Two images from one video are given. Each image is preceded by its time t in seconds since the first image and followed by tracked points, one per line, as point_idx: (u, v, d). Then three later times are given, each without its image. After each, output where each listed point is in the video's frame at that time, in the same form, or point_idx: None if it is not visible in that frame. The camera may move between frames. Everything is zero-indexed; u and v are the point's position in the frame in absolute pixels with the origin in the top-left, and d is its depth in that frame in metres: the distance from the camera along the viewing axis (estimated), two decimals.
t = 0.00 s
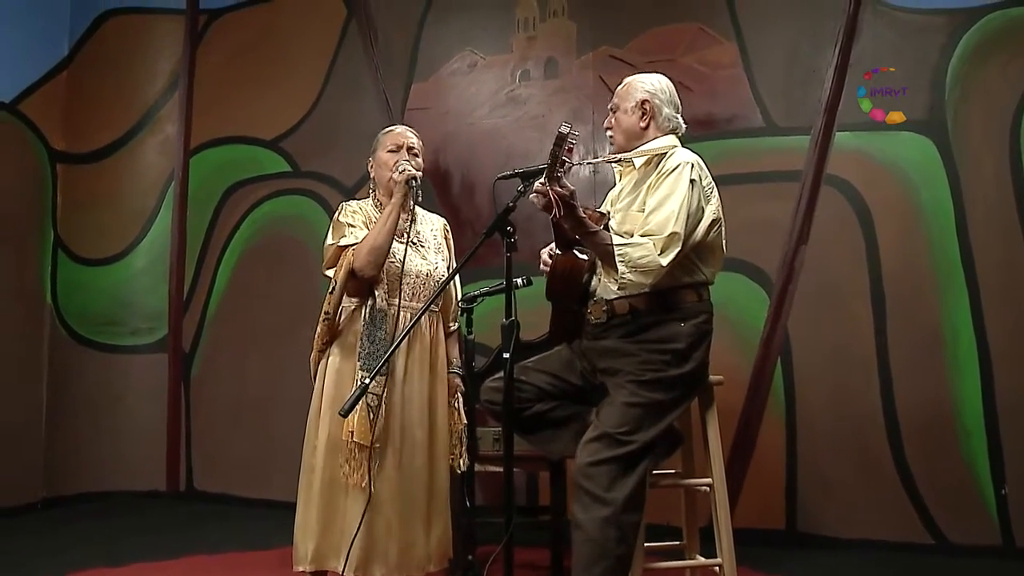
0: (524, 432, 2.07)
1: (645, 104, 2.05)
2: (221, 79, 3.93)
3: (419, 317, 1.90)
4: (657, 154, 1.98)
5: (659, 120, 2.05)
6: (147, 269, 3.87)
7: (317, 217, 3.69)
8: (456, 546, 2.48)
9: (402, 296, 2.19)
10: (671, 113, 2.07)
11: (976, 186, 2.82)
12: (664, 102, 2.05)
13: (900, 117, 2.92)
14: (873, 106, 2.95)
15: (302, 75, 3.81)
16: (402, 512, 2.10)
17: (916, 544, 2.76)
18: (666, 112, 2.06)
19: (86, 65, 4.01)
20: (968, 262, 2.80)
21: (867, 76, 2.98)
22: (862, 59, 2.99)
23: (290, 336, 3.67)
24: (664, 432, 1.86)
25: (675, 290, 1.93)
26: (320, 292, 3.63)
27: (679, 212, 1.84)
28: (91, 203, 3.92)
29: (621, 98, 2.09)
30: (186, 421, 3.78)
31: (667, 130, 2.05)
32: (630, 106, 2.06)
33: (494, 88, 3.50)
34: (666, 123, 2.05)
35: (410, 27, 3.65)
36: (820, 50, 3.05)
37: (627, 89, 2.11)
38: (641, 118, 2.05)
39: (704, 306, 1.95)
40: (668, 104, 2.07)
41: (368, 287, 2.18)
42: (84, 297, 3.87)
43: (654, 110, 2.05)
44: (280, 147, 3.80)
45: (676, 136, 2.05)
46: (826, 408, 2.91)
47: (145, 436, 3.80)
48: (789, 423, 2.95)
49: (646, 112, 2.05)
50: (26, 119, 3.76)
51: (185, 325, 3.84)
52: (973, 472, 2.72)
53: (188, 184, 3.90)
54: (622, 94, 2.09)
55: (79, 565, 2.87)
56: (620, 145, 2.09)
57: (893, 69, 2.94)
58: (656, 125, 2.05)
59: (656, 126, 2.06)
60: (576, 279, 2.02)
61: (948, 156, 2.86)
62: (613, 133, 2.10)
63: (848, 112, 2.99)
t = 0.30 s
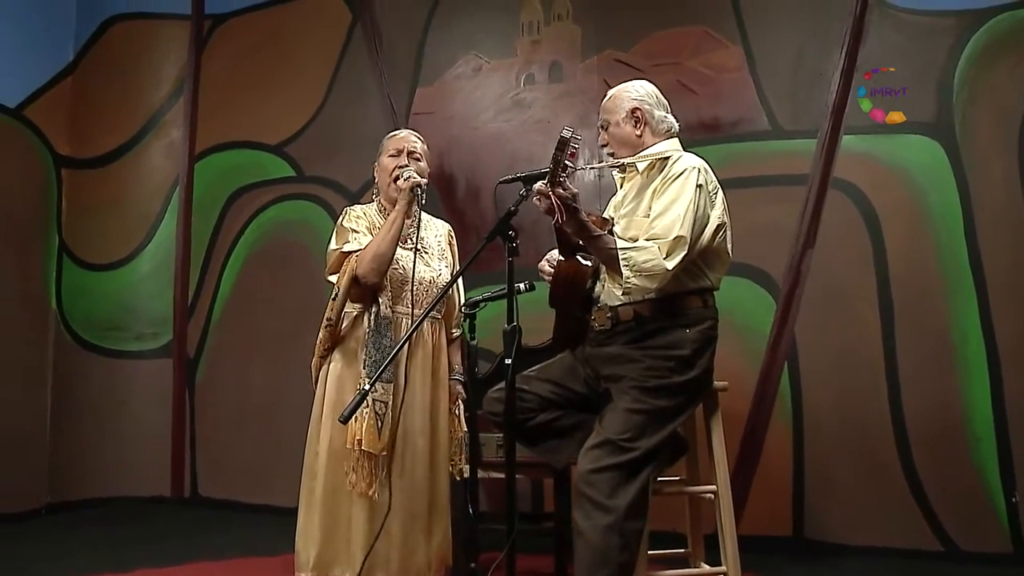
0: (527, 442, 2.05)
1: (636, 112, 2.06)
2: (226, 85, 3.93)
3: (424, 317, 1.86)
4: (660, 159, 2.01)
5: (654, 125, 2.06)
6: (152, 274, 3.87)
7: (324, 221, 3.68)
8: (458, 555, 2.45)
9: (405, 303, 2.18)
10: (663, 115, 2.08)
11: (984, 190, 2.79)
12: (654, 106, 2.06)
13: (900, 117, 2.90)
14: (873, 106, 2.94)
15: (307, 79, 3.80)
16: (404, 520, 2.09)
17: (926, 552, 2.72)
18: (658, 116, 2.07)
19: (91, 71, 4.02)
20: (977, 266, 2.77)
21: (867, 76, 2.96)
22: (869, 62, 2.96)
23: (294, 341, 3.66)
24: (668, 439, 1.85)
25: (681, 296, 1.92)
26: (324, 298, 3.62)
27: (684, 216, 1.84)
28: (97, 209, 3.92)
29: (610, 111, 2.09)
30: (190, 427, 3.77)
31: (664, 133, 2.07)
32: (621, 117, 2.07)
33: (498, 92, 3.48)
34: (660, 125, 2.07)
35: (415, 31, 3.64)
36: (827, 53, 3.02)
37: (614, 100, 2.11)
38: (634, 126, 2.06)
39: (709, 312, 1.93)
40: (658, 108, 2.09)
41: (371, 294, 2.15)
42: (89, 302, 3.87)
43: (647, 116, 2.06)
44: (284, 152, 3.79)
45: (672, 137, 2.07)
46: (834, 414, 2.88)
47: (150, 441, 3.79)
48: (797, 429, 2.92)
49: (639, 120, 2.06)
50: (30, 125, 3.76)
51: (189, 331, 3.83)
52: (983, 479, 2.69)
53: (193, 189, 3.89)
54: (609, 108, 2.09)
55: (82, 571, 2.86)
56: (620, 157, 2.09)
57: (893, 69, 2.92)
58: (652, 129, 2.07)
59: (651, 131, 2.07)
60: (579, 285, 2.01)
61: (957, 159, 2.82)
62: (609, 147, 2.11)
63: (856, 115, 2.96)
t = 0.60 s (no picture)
0: (530, 450, 2.02)
1: (635, 115, 2.05)
2: (231, 89, 3.93)
3: (427, 321, 1.85)
4: (664, 162, 2.01)
5: (654, 128, 2.06)
6: (157, 279, 3.87)
7: (329, 226, 3.67)
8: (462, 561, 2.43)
9: (406, 309, 2.16)
10: (663, 119, 2.08)
11: (994, 193, 2.76)
12: (654, 109, 2.06)
13: (901, 117, 2.88)
14: (873, 106, 2.92)
15: (312, 84, 3.80)
16: (405, 527, 2.08)
17: (935, 560, 2.69)
18: (657, 119, 2.07)
19: (97, 76, 4.03)
20: (987, 270, 2.74)
21: (867, 76, 2.94)
22: (877, 64, 2.93)
23: (298, 346, 3.65)
24: (673, 445, 1.82)
25: (687, 300, 1.90)
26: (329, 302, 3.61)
27: (688, 221, 1.82)
28: (102, 213, 3.93)
29: (608, 114, 2.08)
30: (195, 432, 3.76)
31: (664, 136, 2.07)
32: (620, 121, 2.06)
33: (503, 96, 3.47)
34: (661, 129, 2.07)
35: (420, 35, 3.63)
36: (834, 56, 3.00)
37: (612, 104, 2.10)
38: (634, 129, 2.06)
39: (715, 316, 1.91)
40: (657, 111, 2.09)
41: (372, 299, 2.14)
42: (94, 306, 3.88)
43: (646, 120, 2.06)
44: (290, 157, 3.79)
45: (674, 141, 2.07)
46: (842, 420, 2.85)
47: (155, 447, 3.79)
48: (804, 435, 2.89)
49: (639, 123, 2.05)
50: (35, 131, 3.77)
51: (195, 336, 3.83)
52: (993, 485, 2.65)
53: (198, 194, 3.89)
54: (609, 111, 2.08)
55: None
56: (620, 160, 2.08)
57: (893, 69, 2.91)
58: (652, 133, 2.06)
59: (651, 135, 2.06)
60: (581, 290, 1.98)
61: (966, 162, 2.80)
62: (609, 151, 2.10)
63: (863, 118, 2.93)
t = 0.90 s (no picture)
0: (532, 457, 2.01)
1: (640, 117, 2.04)
2: (238, 93, 3.93)
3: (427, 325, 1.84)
4: (668, 165, 1.98)
5: (658, 131, 2.05)
6: (163, 284, 3.87)
7: (333, 231, 3.66)
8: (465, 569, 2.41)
9: (409, 314, 2.14)
10: (667, 121, 2.07)
11: (1003, 196, 2.73)
12: (658, 111, 2.05)
13: (900, 117, 2.86)
14: (873, 106, 2.91)
15: (317, 88, 3.80)
16: (409, 534, 2.06)
17: (944, 567, 2.66)
18: (662, 122, 2.06)
19: (103, 81, 4.04)
20: (996, 274, 2.71)
21: (867, 76, 2.93)
22: (883, 67, 2.91)
23: (303, 351, 3.64)
24: (677, 452, 1.80)
25: (692, 304, 1.88)
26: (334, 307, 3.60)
27: (691, 225, 1.80)
28: (108, 218, 3.94)
29: (612, 117, 2.07)
30: (200, 437, 3.76)
31: (668, 139, 2.06)
32: (625, 123, 2.04)
33: (508, 100, 3.46)
34: (665, 132, 2.06)
35: (425, 39, 3.62)
36: (841, 58, 2.97)
37: (615, 106, 2.09)
38: (639, 132, 2.05)
39: (719, 320, 1.88)
40: (661, 113, 2.08)
41: (374, 304, 2.14)
42: (100, 311, 3.88)
43: (651, 122, 2.05)
44: (295, 161, 3.78)
45: (678, 145, 2.06)
46: (849, 426, 2.82)
47: (159, 451, 3.79)
48: (811, 441, 2.86)
49: (643, 125, 2.04)
50: (42, 135, 3.79)
51: (200, 340, 3.83)
52: (1002, 492, 2.62)
53: (204, 198, 3.90)
54: (612, 113, 2.07)
55: None
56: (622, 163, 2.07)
57: (893, 69, 2.89)
58: (656, 135, 2.05)
59: (656, 138, 2.06)
60: (584, 291, 1.98)
61: (974, 164, 2.77)
62: (613, 154, 2.08)
63: (870, 121, 2.90)
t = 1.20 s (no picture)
0: (534, 464, 1.99)
1: (643, 120, 2.03)
2: (243, 98, 3.93)
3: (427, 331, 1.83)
4: (671, 168, 1.97)
5: (662, 135, 2.04)
6: (168, 289, 3.87)
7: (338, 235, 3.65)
8: None
9: (411, 319, 2.12)
10: (671, 125, 2.06)
11: (1011, 198, 2.70)
12: (662, 115, 2.03)
13: (900, 117, 2.85)
14: (873, 106, 2.89)
15: (321, 93, 3.79)
16: (412, 541, 2.04)
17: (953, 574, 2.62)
18: (665, 126, 2.04)
19: (107, 86, 4.04)
20: (1006, 277, 2.68)
21: (867, 76, 2.92)
22: (889, 69, 2.88)
23: (307, 356, 3.63)
24: (683, 458, 1.78)
25: (695, 307, 1.86)
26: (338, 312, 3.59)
27: (694, 227, 1.78)
28: (113, 223, 3.94)
29: (615, 120, 2.05)
30: (204, 442, 3.75)
31: (672, 143, 2.05)
32: (628, 126, 2.03)
33: (512, 104, 3.45)
34: (668, 136, 2.04)
35: (429, 43, 3.62)
36: (848, 60, 2.95)
37: (618, 109, 2.07)
38: (642, 135, 2.03)
39: (723, 323, 1.87)
40: (665, 117, 2.06)
41: (376, 310, 2.13)
42: (105, 317, 3.89)
43: (655, 125, 2.03)
44: (300, 166, 3.78)
45: (681, 149, 2.04)
46: (856, 432, 2.79)
47: (164, 457, 3.78)
48: (818, 447, 2.83)
49: (647, 129, 2.03)
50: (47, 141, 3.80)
51: (205, 345, 3.83)
52: (1013, 498, 2.59)
53: (209, 203, 3.89)
54: (615, 117, 2.05)
55: None
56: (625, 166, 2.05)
57: (893, 69, 2.88)
58: (660, 139, 2.03)
59: (660, 141, 2.04)
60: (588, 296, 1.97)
61: (982, 166, 2.74)
62: (615, 158, 2.05)
63: (877, 124, 2.88)
